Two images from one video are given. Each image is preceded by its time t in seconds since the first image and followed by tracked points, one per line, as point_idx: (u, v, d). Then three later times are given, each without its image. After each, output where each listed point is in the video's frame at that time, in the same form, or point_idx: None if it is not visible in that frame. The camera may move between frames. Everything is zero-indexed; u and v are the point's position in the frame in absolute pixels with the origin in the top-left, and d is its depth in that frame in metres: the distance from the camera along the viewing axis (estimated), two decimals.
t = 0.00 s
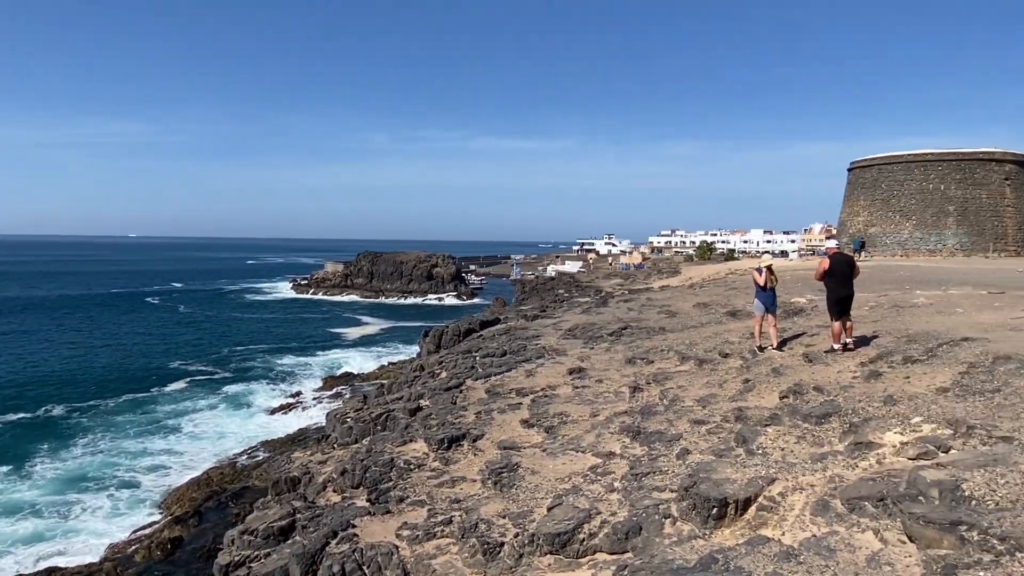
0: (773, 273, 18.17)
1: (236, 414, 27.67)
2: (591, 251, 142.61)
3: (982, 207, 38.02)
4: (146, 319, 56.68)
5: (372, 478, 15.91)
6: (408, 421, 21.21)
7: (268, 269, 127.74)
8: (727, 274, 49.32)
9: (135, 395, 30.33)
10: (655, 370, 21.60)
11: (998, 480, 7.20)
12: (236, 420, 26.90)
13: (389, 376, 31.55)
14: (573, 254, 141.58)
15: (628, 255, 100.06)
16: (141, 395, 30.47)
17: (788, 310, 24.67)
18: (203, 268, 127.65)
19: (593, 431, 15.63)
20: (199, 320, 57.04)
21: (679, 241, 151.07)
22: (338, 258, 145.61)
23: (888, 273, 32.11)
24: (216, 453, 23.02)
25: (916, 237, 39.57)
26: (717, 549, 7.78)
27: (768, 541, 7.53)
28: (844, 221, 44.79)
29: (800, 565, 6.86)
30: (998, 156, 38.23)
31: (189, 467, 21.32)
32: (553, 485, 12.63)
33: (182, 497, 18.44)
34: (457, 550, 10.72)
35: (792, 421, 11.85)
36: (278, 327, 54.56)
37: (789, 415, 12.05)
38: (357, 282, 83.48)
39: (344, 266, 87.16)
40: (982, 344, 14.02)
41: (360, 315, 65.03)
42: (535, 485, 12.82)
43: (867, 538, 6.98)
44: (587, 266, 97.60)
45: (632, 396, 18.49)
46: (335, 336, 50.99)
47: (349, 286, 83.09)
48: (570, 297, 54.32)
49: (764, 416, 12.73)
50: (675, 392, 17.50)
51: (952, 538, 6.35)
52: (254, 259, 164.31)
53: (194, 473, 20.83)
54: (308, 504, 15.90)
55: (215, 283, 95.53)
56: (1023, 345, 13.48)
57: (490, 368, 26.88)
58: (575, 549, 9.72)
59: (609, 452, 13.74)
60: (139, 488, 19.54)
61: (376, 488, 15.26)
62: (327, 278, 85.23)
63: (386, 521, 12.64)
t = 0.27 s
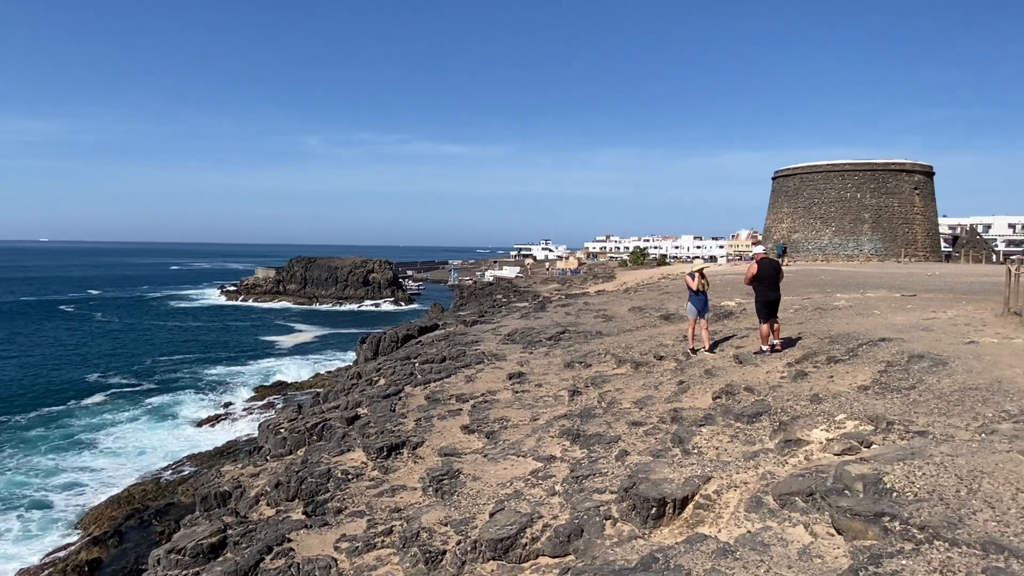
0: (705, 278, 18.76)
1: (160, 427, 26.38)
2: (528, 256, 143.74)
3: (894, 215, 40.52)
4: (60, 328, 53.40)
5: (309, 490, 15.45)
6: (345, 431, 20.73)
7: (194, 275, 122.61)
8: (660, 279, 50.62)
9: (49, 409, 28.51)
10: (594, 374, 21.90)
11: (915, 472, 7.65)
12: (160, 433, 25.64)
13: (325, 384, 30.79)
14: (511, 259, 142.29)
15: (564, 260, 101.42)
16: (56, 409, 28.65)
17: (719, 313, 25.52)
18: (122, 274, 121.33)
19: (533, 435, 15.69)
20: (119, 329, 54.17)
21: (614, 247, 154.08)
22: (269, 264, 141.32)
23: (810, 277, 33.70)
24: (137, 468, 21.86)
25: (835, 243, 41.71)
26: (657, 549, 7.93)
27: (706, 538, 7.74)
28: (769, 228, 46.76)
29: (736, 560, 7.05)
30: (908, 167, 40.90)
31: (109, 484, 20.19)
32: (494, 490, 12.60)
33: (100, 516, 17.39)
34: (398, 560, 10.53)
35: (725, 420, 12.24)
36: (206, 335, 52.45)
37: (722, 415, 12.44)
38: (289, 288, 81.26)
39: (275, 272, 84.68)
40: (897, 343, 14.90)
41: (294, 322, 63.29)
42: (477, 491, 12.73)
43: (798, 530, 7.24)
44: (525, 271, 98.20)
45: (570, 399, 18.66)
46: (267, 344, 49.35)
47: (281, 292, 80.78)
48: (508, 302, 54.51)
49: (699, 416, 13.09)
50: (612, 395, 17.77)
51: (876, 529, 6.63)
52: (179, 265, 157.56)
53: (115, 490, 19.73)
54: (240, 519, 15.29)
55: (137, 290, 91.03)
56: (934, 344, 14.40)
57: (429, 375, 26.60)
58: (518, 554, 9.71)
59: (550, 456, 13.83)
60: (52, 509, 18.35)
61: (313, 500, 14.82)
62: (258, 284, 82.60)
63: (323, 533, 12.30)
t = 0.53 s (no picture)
0: (632, 284, 19.18)
1: (69, 444, 24.78)
2: (462, 261, 143.46)
3: (809, 222, 42.74)
4: None
5: (230, 507, 14.80)
6: (270, 444, 20.00)
7: (108, 282, 116.07)
8: (591, 284, 51.47)
9: None
10: (525, 379, 21.99)
11: (825, 469, 8.01)
12: (69, 451, 24.07)
13: (250, 395, 29.67)
14: (445, 265, 141.60)
15: (498, 266, 101.72)
16: None
17: (646, 318, 26.15)
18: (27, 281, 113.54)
19: (464, 443, 15.58)
20: (23, 340, 50.58)
21: (547, 252, 155.68)
22: (190, 270, 135.41)
23: (732, 282, 35.03)
24: (42, 489, 20.44)
25: (755, 249, 43.51)
26: (582, 553, 7.99)
27: (631, 541, 7.87)
28: (694, 234, 48.36)
29: (658, 562, 7.18)
30: (821, 177, 43.29)
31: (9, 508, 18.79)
32: (424, 501, 12.43)
33: None
34: None
35: (651, 423, 12.51)
36: (121, 345, 49.68)
37: (647, 418, 12.71)
38: (212, 295, 78.07)
39: (197, 279, 81.20)
40: (811, 346, 15.65)
41: (217, 331, 60.80)
42: (406, 502, 12.53)
43: (717, 530, 7.44)
44: (458, 276, 97.86)
45: (502, 406, 18.65)
46: (189, 354, 47.16)
47: (203, 300, 77.51)
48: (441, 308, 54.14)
49: (626, 420, 13.33)
50: (543, 400, 17.88)
51: (789, 526, 6.86)
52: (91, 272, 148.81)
53: (16, 514, 18.38)
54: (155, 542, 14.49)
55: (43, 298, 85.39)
56: (843, 346, 15.21)
57: (360, 384, 26.02)
58: (446, 564, 9.59)
59: (480, 463, 13.76)
60: None
61: (235, 518, 14.21)
62: (178, 292, 78.98)
63: (244, 552, 11.81)
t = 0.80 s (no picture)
0: (559, 289, 19.42)
1: None
2: (392, 266, 141.68)
3: (729, 228, 44.62)
4: None
5: (139, 528, 13.99)
6: (185, 459, 19.05)
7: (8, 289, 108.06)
8: (522, 289, 51.81)
9: None
10: (453, 385, 21.85)
11: (737, 468, 8.29)
12: None
13: (165, 408, 28.21)
14: (375, 270, 139.41)
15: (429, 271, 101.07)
16: None
17: (574, 322, 26.52)
18: None
19: (389, 452, 15.30)
20: None
21: (479, 257, 155.69)
22: (101, 276, 127.90)
23: (657, 286, 36.07)
24: None
25: (678, 254, 44.96)
26: (503, 560, 7.98)
27: (551, 546, 7.90)
28: (620, 240, 49.52)
29: (578, 566, 7.24)
30: (739, 186, 45.31)
31: None
32: (346, 513, 12.11)
33: None
34: None
35: (575, 427, 12.66)
36: (21, 356, 46.35)
37: (571, 422, 12.86)
38: (126, 302, 74.01)
39: (109, 285, 76.80)
40: (727, 348, 16.27)
41: (131, 340, 57.66)
42: (327, 515, 12.17)
43: (635, 531, 7.55)
44: (389, 281, 96.46)
45: (429, 413, 18.45)
46: (98, 365, 44.43)
47: (116, 307, 73.37)
48: (371, 314, 53.23)
49: (551, 424, 13.44)
50: (471, 406, 17.80)
51: (701, 525, 7.04)
52: None
53: None
54: (54, 568, 13.53)
55: None
56: (757, 347, 15.89)
57: (283, 393, 25.16)
58: None
59: (405, 472, 13.54)
60: None
61: (145, 539, 13.45)
62: (87, 299, 74.49)
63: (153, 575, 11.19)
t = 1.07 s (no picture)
0: (491, 293, 19.39)
1: None
2: (324, 270, 138.35)
3: (657, 233, 45.86)
4: None
5: (40, 553, 13.01)
6: (94, 476, 17.89)
7: None
8: (455, 293, 51.51)
9: None
10: (384, 393, 21.44)
11: (660, 468, 8.46)
12: None
13: (74, 423, 26.46)
14: (305, 274, 135.75)
15: (362, 275, 99.28)
16: None
17: (506, 326, 26.56)
18: None
19: (316, 463, 14.83)
20: None
21: (413, 261, 153.97)
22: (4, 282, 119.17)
23: (588, 290, 36.60)
24: None
25: (609, 258, 45.81)
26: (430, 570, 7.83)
27: (478, 554, 7.82)
28: (553, 244, 50.01)
29: (504, 572, 7.19)
30: (667, 192, 46.67)
31: None
32: (269, 528, 11.64)
33: None
34: None
35: (505, 432, 12.63)
36: None
37: (501, 427, 12.83)
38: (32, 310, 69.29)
39: (12, 291, 71.66)
40: (654, 350, 16.66)
41: (37, 350, 53.95)
42: (248, 531, 11.66)
43: (561, 534, 7.54)
44: (319, 286, 93.97)
45: (359, 421, 18.02)
46: None
47: (21, 315, 68.61)
48: (300, 320, 51.73)
49: (481, 429, 13.36)
50: (401, 413, 17.50)
51: (625, 526, 7.12)
52: None
53: None
54: None
55: None
56: (682, 349, 16.33)
57: (203, 404, 24.04)
58: None
59: (332, 483, 13.15)
60: None
61: (46, 565, 12.51)
62: None
63: None
